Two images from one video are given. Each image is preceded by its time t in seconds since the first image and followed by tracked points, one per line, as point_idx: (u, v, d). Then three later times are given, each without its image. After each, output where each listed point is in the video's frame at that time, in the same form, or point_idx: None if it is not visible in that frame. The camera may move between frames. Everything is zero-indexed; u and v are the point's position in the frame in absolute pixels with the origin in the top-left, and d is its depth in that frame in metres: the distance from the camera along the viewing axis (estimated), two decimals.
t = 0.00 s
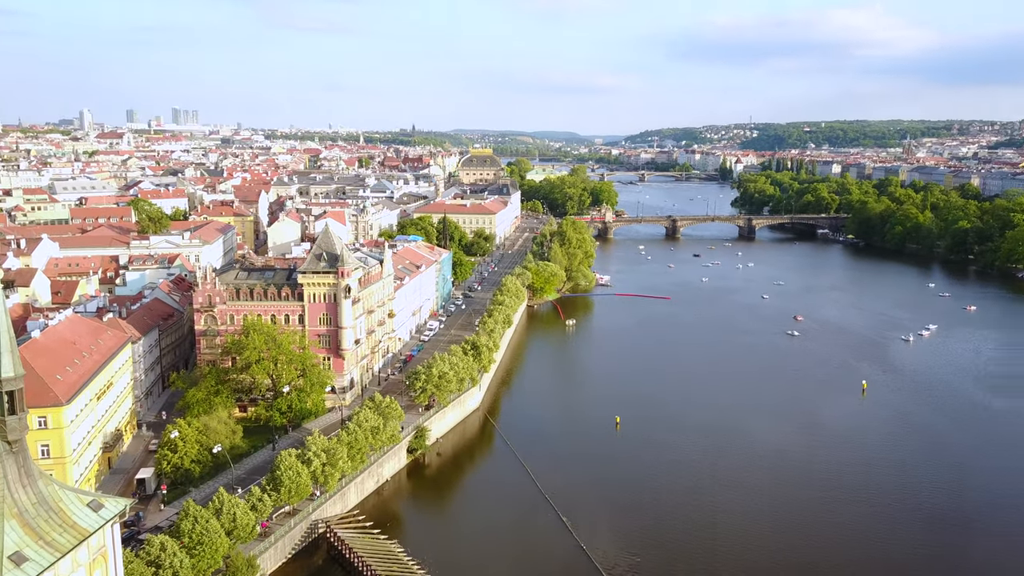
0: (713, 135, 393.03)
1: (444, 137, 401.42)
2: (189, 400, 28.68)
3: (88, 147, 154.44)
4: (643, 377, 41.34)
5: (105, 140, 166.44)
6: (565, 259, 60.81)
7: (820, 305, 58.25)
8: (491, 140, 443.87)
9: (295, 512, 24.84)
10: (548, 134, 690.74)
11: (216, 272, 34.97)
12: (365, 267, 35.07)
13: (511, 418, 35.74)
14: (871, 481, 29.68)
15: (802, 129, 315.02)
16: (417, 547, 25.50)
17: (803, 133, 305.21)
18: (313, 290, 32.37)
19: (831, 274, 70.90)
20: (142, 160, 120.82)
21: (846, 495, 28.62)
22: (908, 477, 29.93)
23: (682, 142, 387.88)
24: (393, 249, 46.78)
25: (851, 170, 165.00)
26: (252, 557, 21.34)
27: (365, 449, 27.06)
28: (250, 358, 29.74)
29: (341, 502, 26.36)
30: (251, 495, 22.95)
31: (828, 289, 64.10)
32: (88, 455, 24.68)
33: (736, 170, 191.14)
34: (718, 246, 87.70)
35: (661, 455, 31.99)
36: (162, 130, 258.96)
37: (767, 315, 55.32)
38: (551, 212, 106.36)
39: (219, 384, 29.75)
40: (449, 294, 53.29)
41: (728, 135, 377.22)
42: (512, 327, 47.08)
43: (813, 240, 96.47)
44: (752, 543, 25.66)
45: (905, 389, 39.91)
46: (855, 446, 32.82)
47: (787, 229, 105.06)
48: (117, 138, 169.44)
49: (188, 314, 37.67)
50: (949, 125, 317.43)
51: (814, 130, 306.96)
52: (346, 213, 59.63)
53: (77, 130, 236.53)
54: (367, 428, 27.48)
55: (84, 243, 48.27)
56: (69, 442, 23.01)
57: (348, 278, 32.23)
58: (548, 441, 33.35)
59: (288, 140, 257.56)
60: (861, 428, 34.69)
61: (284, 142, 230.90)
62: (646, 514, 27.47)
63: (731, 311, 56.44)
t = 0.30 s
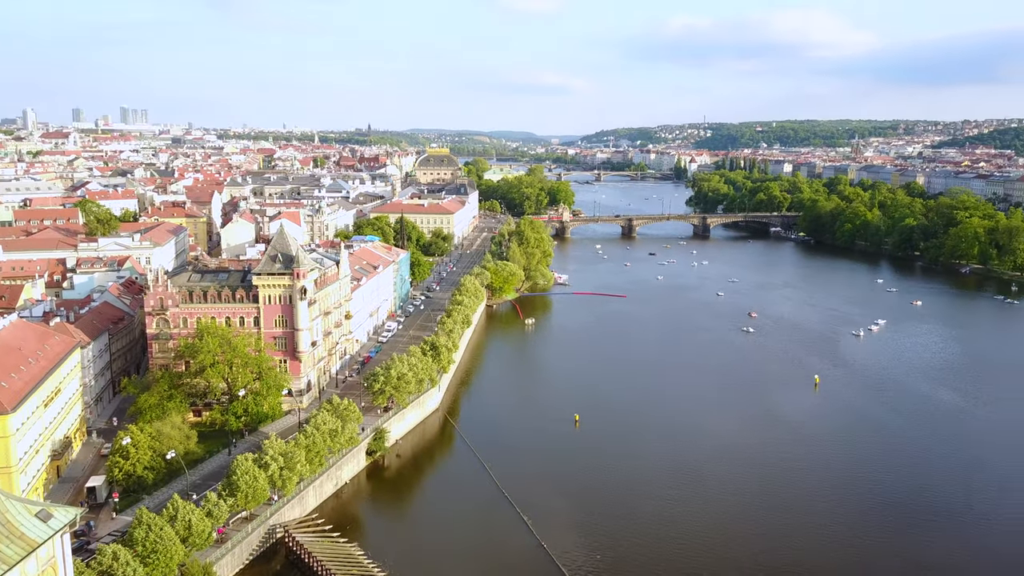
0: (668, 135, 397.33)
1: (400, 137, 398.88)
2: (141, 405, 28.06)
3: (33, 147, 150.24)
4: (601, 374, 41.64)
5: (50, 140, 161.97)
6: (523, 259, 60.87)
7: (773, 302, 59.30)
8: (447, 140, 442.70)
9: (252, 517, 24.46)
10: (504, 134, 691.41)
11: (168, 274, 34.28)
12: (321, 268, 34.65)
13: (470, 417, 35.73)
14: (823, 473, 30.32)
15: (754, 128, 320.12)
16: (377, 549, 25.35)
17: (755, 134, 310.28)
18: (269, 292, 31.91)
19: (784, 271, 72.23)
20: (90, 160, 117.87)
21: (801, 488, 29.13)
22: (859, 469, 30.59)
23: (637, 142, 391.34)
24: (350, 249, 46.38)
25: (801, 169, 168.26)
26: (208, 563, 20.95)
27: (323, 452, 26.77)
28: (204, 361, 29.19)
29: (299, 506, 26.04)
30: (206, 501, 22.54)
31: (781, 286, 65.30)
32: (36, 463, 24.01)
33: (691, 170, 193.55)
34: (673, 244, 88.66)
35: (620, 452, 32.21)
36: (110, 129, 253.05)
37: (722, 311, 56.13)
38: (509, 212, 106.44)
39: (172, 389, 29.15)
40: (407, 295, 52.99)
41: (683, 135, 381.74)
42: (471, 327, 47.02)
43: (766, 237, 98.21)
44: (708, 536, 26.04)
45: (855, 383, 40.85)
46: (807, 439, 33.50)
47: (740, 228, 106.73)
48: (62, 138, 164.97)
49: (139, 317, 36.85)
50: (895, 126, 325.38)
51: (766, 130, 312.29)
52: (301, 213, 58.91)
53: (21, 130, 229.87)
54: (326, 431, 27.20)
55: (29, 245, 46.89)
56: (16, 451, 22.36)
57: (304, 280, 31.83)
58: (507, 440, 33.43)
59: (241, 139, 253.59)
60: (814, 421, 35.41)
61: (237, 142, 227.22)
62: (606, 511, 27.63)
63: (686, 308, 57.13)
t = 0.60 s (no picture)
0: (624, 135, 400.43)
1: (356, 136, 395.92)
2: (91, 412, 27.36)
3: None
4: (560, 373, 41.76)
5: None
6: (482, 258, 60.77)
7: (729, 299, 60.16)
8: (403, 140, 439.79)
9: (209, 523, 24.02)
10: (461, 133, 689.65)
11: (118, 277, 33.50)
12: (277, 270, 34.16)
13: (430, 418, 35.57)
14: (779, 467, 30.85)
15: (708, 128, 324.27)
16: (338, 553, 25.07)
17: (709, 134, 314.31)
18: (223, 294, 31.38)
19: (739, 269, 73.33)
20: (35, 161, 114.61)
21: (757, 482, 29.60)
22: (813, 462, 31.19)
23: (594, 142, 393.67)
24: (306, 250, 45.84)
25: (754, 168, 170.93)
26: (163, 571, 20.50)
27: (281, 455, 26.41)
28: (157, 366, 28.58)
29: (257, 511, 25.64)
30: (161, 508, 22.06)
31: (736, 283, 66.29)
32: None
33: (647, 169, 195.41)
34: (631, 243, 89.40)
35: (580, 450, 32.38)
36: (56, 129, 246.42)
37: (678, 309, 56.79)
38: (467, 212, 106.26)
39: (123, 395, 28.48)
40: (365, 296, 52.54)
41: (638, 134, 385.08)
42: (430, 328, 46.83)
43: (720, 236, 99.60)
44: (668, 532, 26.30)
45: (809, 378, 41.64)
46: (763, 433, 34.06)
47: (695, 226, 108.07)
48: (5, 138, 160.08)
49: (88, 321, 35.92)
50: (845, 126, 332.53)
51: (719, 130, 316.61)
52: (256, 214, 58.07)
53: None
54: (283, 434, 26.81)
55: None
56: None
57: (260, 281, 31.36)
58: (468, 440, 33.34)
59: (193, 138, 249.10)
60: (769, 416, 36.01)
61: (189, 141, 223.24)
62: (567, 509, 27.74)
63: (644, 306, 57.65)
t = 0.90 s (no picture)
0: (582, 135, 402.52)
1: (313, 136, 390.95)
2: (40, 419, 26.64)
3: None
4: (520, 373, 41.79)
5: None
6: (442, 258, 60.53)
7: (686, 297, 60.85)
8: (361, 139, 436.64)
9: (165, 530, 23.55)
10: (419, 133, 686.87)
11: (67, 281, 32.65)
12: (232, 272, 33.60)
13: (391, 420, 35.32)
14: (738, 462, 31.28)
15: (665, 128, 327.32)
16: (298, 558, 24.77)
17: (666, 133, 317.54)
18: (178, 297, 30.79)
19: (696, 267, 74.23)
20: None
21: (716, 477, 30.00)
22: (769, 456, 31.75)
23: (552, 142, 394.87)
24: (263, 252, 45.22)
25: (711, 168, 173.13)
26: None
27: (239, 460, 26.00)
28: (109, 371, 27.93)
29: (214, 517, 25.19)
30: (114, 516, 21.55)
31: (693, 281, 67.07)
32: None
33: (605, 169, 196.67)
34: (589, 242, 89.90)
35: (542, 448, 32.45)
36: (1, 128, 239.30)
37: (637, 307, 57.26)
38: (426, 212, 105.84)
39: (74, 401, 27.77)
40: (323, 297, 51.99)
41: (596, 134, 387.58)
42: (390, 329, 46.53)
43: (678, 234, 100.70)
44: (630, 528, 26.53)
45: (764, 373, 42.33)
46: (721, 429, 34.52)
47: (653, 225, 109.08)
48: None
49: (36, 327, 34.94)
50: (798, 126, 338.55)
51: (676, 130, 320.04)
52: (211, 215, 57.13)
53: None
54: (241, 438, 26.34)
55: None
56: None
57: (215, 283, 30.83)
58: (429, 441, 33.19)
59: (145, 138, 243.96)
60: (727, 412, 36.53)
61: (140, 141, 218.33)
62: (529, 508, 27.76)
63: (603, 305, 58.01)
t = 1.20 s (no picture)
0: (543, 135, 403.59)
1: (272, 136, 386.42)
2: None
3: None
4: (484, 373, 41.72)
5: None
6: (405, 258, 60.21)
7: (648, 295, 61.29)
8: (321, 139, 432.73)
9: (123, 539, 23.04)
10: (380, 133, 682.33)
11: (19, 284, 31.82)
12: (191, 274, 33.05)
13: (354, 422, 35.02)
14: (700, 458, 31.57)
15: (626, 128, 329.41)
16: (261, 564, 24.44)
17: (627, 134, 319.68)
18: (134, 300, 30.21)
19: (657, 266, 74.86)
20: None
21: (678, 474, 30.26)
22: (731, 453, 32.09)
23: (514, 142, 395.23)
24: (221, 253, 44.53)
25: (671, 167, 174.69)
26: None
27: (199, 465, 25.56)
28: (63, 376, 27.26)
29: (174, 524, 24.75)
30: (70, 525, 21.04)
31: (655, 279, 67.59)
32: None
33: (567, 168, 197.38)
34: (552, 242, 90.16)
35: (506, 448, 32.46)
36: None
37: (600, 306, 57.53)
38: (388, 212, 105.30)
39: (27, 409, 27.07)
40: (284, 299, 51.37)
41: (558, 134, 388.95)
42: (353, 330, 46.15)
43: (639, 233, 101.46)
44: (594, 526, 26.64)
45: (725, 370, 42.79)
46: (684, 426, 34.83)
47: (615, 224, 109.76)
48: None
49: None
50: (755, 125, 343.28)
51: (637, 129, 322.40)
52: (168, 216, 56.14)
53: None
54: (201, 443, 25.90)
55: None
56: None
57: (173, 286, 30.31)
58: (393, 443, 32.98)
59: (99, 138, 238.90)
60: (689, 409, 36.87)
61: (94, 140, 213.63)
62: (494, 508, 27.72)
63: (566, 304, 58.18)
